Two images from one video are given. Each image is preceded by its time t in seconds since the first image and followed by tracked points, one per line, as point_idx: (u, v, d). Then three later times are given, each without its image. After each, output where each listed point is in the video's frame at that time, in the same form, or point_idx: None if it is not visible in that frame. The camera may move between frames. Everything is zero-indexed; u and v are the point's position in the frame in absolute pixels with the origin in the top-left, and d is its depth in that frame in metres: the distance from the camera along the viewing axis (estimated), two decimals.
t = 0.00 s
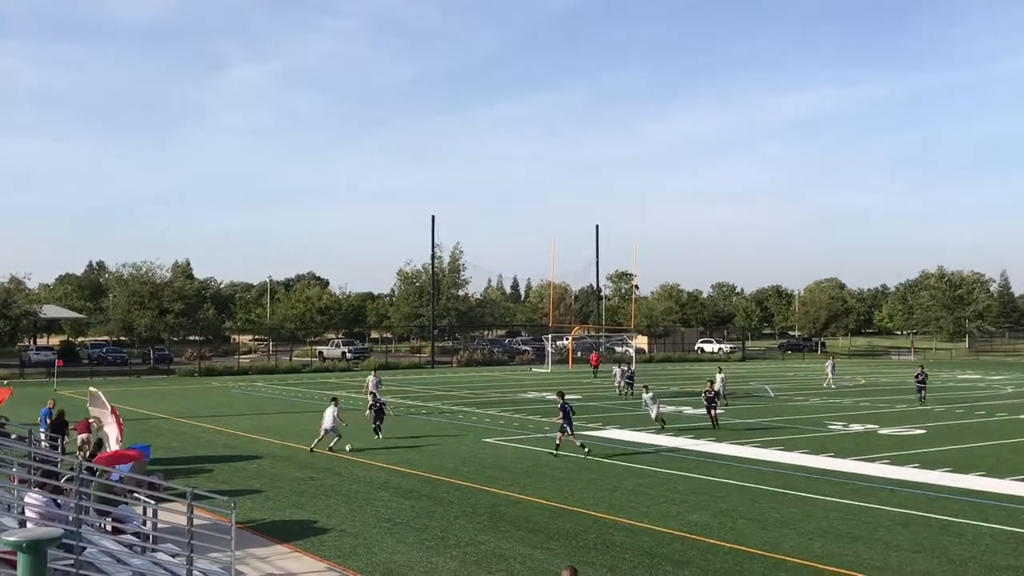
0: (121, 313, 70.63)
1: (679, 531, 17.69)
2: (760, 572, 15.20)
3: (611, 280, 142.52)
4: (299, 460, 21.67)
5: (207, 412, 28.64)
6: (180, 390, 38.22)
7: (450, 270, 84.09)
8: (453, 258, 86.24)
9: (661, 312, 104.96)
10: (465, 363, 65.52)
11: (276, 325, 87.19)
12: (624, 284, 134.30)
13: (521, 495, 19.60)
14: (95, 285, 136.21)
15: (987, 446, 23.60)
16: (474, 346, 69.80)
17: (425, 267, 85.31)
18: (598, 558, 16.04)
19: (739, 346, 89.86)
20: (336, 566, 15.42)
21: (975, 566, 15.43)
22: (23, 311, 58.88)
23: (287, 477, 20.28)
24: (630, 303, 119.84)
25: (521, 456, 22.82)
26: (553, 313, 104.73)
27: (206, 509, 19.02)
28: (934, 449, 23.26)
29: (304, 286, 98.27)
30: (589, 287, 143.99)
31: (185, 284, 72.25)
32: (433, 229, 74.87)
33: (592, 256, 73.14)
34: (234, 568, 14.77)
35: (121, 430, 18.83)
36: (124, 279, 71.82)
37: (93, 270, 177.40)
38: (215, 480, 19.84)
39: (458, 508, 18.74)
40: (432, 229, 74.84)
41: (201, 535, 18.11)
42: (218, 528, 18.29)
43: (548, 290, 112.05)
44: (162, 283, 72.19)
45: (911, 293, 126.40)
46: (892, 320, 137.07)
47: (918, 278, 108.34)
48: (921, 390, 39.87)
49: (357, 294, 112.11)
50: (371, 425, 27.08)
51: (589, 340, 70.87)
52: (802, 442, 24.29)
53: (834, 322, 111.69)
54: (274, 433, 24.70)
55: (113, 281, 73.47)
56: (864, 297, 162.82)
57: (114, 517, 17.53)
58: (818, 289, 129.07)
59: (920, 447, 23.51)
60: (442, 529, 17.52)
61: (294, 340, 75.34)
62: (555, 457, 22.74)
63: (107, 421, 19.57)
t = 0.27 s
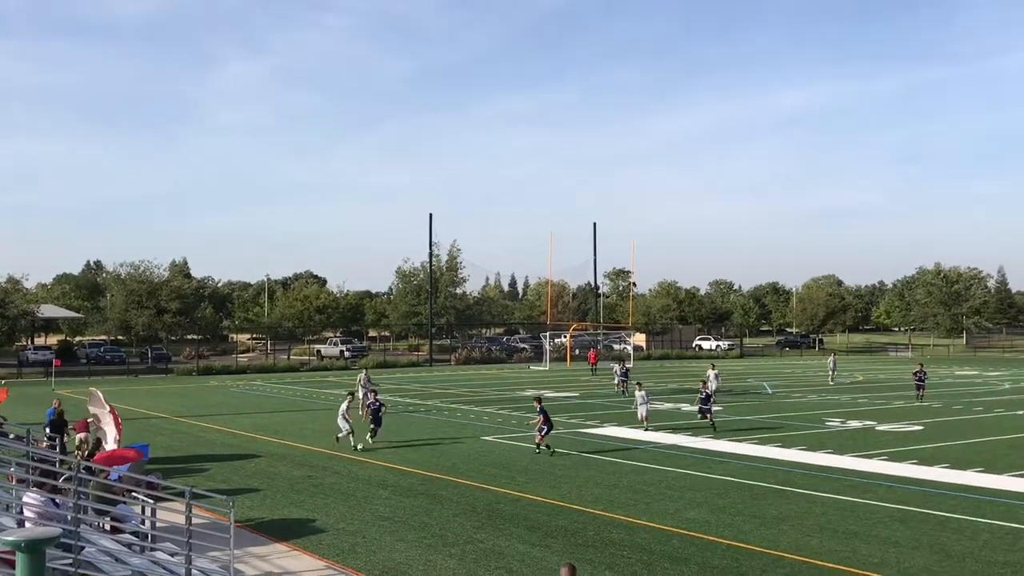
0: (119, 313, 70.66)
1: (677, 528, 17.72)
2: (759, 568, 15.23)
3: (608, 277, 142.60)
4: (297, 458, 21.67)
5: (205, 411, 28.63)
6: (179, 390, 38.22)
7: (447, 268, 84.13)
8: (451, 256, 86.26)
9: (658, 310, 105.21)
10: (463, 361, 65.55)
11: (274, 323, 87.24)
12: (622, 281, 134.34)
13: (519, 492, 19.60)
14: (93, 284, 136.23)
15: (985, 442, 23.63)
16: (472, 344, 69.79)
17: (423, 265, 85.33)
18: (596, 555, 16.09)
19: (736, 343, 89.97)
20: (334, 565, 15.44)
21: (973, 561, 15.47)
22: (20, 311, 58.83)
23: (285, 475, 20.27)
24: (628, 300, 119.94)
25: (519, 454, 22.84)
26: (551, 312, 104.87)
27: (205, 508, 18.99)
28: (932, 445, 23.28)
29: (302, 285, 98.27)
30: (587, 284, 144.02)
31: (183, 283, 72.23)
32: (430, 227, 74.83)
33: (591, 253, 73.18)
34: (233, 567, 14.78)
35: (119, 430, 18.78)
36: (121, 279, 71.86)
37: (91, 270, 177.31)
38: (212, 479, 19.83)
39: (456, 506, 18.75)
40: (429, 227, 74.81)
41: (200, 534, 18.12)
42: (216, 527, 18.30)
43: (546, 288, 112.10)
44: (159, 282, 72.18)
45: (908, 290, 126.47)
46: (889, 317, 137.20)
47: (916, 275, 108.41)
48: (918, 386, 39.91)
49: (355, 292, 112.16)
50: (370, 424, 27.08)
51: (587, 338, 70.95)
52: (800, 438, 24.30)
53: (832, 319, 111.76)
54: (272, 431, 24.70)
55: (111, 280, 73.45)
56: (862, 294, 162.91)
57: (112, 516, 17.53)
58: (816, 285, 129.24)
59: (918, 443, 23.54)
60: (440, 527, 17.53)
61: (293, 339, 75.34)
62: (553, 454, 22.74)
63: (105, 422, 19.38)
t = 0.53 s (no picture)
0: (116, 312, 70.51)
1: (674, 527, 17.74)
2: (756, 567, 15.24)
3: (605, 276, 142.63)
4: (294, 458, 21.63)
5: (201, 411, 28.59)
6: (175, 389, 38.16)
7: (444, 267, 84.12)
8: (448, 255, 86.22)
9: (655, 308, 105.35)
10: (460, 360, 65.56)
11: (271, 323, 87.17)
12: (619, 281, 134.36)
13: (515, 492, 19.59)
14: (89, 284, 136.11)
15: (981, 440, 23.65)
16: (469, 343, 69.75)
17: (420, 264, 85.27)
18: (593, 554, 16.10)
19: (734, 343, 90.03)
20: (331, 564, 15.42)
21: (968, 559, 15.50)
22: (16, 311, 58.76)
23: (281, 475, 20.23)
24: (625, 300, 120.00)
25: (515, 453, 22.81)
26: (548, 311, 104.90)
27: (201, 509, 18.95)
28: (929, 443, 23.31)
29: (299, 284, 98.18)
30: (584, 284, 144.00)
31: (179, 283, 72.12)
32: (426, 226, 74.77)
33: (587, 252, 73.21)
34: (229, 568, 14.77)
35: (116, 430, 18.70)
36: (117, 278, 71.79)
37: (87, 269, 176.97)
38: (208, 478, 19.77)
39: (453, 505, 18.74)
40: (425, 226, 74.74)
41: (196, 534, 18.10)
42: (213, 527, 18.26)
43: (543, 287, 112.13)
44: (156, 281, 72.12)
45: (905, 288, 126.57)
46: (886, 316, 137.32)
47: (913, 273, 108.50)
48: (914, 384, 39.93)
49: (351, 292, 112.08)
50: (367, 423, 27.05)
51: (584, 337, 70.93)
52: (797, 437, 24.31)
53: (828, 318, 111.85)
54: (268, 431, 24.67)
55: (107, 280, 73.31)
56: (859, 293, 163.01)
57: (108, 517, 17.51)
58: (813, 284, 129.37)
59: (915, 442, 23.55)
60: (437, 527, 17.52)
61: (289, 338, 75.28)
62: (549, 453, 22.72)
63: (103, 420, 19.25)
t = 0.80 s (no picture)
0: (113, 312, 70.44)
1: (671, 527, 17.74)
2: (753, 567, 15.25)
3: (603, 276, 142.70)
4: (291, 457, 21.62)
5: (198, 409, 28.58)
6: (172, 388, 38.14)
7: (441, 266, 84.11)
8: (445, 254, 86.23)
9: (653, 308, 105.42)
10: (457, 360, 65.57)
11: (267, 322, 87.15)
12: (616, 280, 134.35)
13: (512, 492, 19.58)
14: (85, 283, 135.92)
15: (979, 440, 23.68)
16: (466, 343, 69.72)
17: (417, 263, 85.25)
18: (590, 553, 16.10)
19: (732, 343, 90.14)
20: (328, 564, 15.42)
21: (965, 559, 15.52)
22: (13, 310, 58.72)
23: (278, 474, 20.20)
24: (622, 299, 120.07)
25: (513, 452, 22.80)
26: (546, 310, 104.97)
27: (198, 508, 18.91)
28: (926, 443, 23.33)
29: (296, 284, 98.11)
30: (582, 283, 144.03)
31: (176, 282, 72.07)
32: (424, 226, 74.77)
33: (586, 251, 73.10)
34: (226, 567, 14.76)
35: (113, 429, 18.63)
36: (114, 277, 71.73)
37: (85, 267, 176.72)
38: (205, 477, 19.73)
39: (450, 505, 18.73)
40: (423, 226, 74.74)
41: (193, 533, 18.07)
42: (210, 526, 18.23)
43: (540, 287, 112.16)
44: (152, 281, 72.06)
45: (903, 288, 126.77)
46: (883, 316, 137.50)
47: (911, 273, 108.64)
48: (911, 384, 39.99)
49: (348, 291, 112.10)
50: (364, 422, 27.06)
51: (581, 336, 70.96)
52: (794, 437, 24.32)
53: (826, 317, 111.98)
54: (266, 431, 24.64)
55: (103, 279, 73.23)
56: (857, 292, 163.25)
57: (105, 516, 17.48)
58: (811, 284, 129.52)
59: (912, 442, 23.57)
60: (434, 527, 17.50)
61: (286, 337, 75.22)
62: (547, 453, 22.70)
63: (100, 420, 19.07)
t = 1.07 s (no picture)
0: (115, 310, 70.47)
1: (672, 527, 17.75)
2: (754, 567, 15.27)
3: (605, 275, 142.65)
4: (291, 456, 21.62)
5: (198, 408, 28.60)
6: (172, 387, 38.16)
7: (443, 266, 84.11)
8: (446, 253, 86.26)
9: (654, 308, 105.43)
10: (458, 360, 65.60)
11: (268, 321, 87.20)
12: (616, 280, 134.30)
13: (513, 491, 19.57)
14: (84, 281, 135.87)
15: (980, 441, 23.67)
16: (467, 343, 69.73)
17: (418, 263, 85.28)
18: (591, 553, 16.11)
19: (735, 343, 90.09)
20: (329, 563, 15.43)
21: (966, 559, 15.52)
22: (14, 308, 58.83)
23: (279, 473, 20.20)
24: (624, 299, 120.08)
25: (514, 452, 22.79)
26: (547, 310, 104.99)
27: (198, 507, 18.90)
28: (927, 444, 23.32)
29: (296, 283, 98.20)
30: (584, 283, 144.01)
31: (178, 281, 72.14)
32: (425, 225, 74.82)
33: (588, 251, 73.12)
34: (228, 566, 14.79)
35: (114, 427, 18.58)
36: (116, 276, 71.73)
37: (85, 265, 176.67)
38: (206, 476, 19.73)
39: (451, 505, 18.73)
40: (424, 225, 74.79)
41: (193, 532, 18.09)
42: (211, 525, 18.24)
43: (541, 286, 112.15)
44: (153, 280, 72.14)
45: (906, 288, 126.70)
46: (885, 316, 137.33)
47: (914, 273, 108.54)
48: (914, 385, 39.96)
49: (349, 291, 112.12)
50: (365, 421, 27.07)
51: (583, 336, 70.96)
52: (795, 437, 24.32)
53: (826, 318, 111.93)
54: (267, 429, 24.67)
55: (104, 278, 73.27)
56: (860, 293, 163.14)
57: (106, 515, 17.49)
58: (814, 284, 129.46)
59: (913, 442, 23.57)
60: (435, 526, 17.52)
61: (287, 337, 75.18)
62: (548, 453, 22.69)
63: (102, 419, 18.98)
